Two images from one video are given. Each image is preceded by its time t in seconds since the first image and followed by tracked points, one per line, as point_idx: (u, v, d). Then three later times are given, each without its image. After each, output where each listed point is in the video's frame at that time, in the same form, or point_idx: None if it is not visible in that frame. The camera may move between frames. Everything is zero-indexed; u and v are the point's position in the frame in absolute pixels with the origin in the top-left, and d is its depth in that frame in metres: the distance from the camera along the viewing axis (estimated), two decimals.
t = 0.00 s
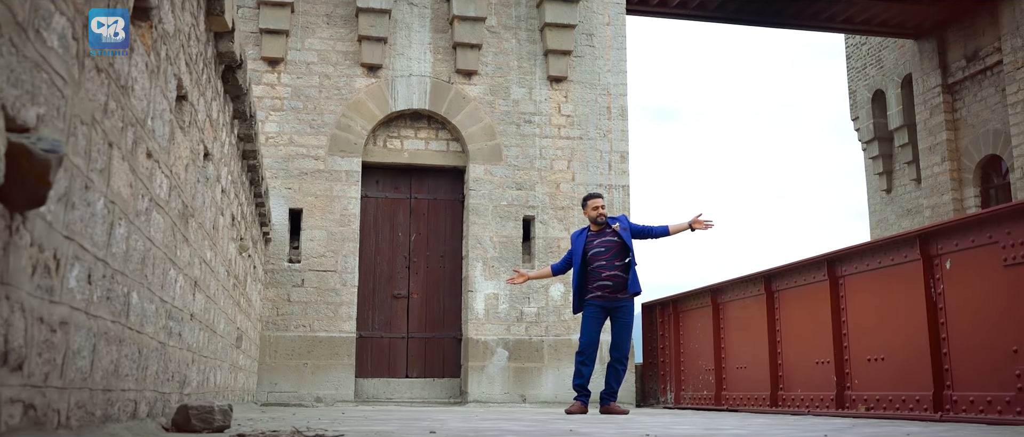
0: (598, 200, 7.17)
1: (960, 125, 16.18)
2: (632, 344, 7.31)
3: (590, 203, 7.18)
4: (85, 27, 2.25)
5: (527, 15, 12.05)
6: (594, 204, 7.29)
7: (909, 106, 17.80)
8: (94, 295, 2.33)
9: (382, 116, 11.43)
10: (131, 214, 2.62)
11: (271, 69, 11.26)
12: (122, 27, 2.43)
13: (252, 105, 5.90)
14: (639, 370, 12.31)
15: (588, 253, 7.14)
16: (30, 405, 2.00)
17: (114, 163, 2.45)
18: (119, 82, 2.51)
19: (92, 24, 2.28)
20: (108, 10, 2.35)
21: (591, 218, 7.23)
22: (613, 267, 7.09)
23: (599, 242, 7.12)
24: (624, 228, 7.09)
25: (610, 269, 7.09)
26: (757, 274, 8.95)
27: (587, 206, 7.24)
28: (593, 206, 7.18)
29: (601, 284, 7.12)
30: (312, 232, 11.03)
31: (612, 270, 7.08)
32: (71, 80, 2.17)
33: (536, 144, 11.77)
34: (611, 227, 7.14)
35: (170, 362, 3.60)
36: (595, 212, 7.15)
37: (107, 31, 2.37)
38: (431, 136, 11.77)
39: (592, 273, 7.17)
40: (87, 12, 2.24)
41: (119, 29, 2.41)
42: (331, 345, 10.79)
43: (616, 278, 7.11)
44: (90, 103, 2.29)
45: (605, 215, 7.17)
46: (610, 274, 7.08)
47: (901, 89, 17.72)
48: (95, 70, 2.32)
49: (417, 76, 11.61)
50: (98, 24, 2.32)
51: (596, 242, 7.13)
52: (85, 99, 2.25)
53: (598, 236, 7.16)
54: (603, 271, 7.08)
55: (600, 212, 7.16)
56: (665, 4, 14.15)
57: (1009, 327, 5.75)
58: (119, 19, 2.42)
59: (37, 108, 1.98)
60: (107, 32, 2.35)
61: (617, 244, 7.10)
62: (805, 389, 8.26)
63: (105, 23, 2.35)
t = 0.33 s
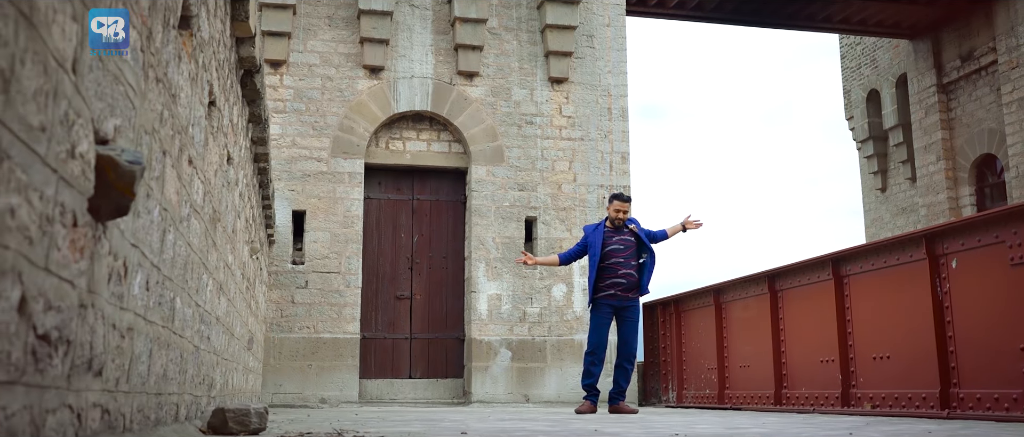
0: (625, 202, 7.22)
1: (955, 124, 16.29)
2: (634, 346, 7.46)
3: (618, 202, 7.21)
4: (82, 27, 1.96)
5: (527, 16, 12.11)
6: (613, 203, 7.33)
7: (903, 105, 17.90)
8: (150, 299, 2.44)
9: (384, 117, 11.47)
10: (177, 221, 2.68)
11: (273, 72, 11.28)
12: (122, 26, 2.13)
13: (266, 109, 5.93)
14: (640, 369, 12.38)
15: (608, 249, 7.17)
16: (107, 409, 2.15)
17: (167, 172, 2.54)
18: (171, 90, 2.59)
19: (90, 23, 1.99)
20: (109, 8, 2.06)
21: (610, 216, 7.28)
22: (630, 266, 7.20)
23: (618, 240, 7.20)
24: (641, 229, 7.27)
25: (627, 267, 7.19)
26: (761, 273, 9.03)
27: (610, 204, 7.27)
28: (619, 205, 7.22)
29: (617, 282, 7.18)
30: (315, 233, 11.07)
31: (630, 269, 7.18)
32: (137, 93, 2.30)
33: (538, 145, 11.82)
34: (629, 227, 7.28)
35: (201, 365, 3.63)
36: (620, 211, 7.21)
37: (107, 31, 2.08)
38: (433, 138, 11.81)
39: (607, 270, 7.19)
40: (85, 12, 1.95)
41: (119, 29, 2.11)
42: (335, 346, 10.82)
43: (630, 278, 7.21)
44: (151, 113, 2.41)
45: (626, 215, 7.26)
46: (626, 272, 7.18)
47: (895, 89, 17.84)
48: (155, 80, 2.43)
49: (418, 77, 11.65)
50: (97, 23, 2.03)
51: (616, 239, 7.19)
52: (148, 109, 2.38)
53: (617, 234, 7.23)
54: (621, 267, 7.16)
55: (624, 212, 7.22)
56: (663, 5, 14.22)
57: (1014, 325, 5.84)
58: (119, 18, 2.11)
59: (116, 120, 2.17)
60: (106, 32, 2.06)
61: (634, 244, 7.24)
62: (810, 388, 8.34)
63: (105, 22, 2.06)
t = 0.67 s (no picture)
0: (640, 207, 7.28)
1: (949, 118, 16.37)
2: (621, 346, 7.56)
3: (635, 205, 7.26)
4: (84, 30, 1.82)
5: (523, 14, 12.13)
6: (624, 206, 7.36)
7: (898, 100, 17.99)
8: (169, 300, 2.47)
9: (381, 115, 11.50)
10: (192, 222, 2.72)
11: (271, 70, 11.30)
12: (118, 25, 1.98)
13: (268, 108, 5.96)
14: (638, 365, 12.43)
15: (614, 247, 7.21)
16: (132, 407, 2.18)
17: (184, 173, 2.57)
18: (187, 93, 2.62)
19: (91, 24, 1.85)
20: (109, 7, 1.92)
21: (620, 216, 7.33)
22: (629, 267, 7.28)
23: (623, 241, 7.27)
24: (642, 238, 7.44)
25: (627, 268, 7.27)
26: (758, 268, 9.08)
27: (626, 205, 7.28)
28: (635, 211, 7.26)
29: (617, 282, 7.23)
30: (314, 232, 11.09)
31: (630, 269, 7.27)
32: (160, 97, 2.34)
33: (535, 142, 11.85)
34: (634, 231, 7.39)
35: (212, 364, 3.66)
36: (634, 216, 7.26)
37: (107, 32, 1.94)
38: (431, 136, 11.84)
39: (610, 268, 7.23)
40: (88, 12, 1.81)
41: (119, 29, 1.97)
42: (334, 345, 10.85)
43: (628, 278, 7.30)
44: (170, 115, 2.44)
45: (636, 219, 7.32)
46: (626, 272, 7.26)
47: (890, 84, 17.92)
48: (174, 83, 2.47)
49: (416, 75, 11.67)
50: (97, 23, 1.89)
51: (621, 239, 7.25)
52: (168, 111, 2.41)
53: (622, 234, 7.30)
54: (623, 268, 7.23)
55: (635, 216, 7.29)
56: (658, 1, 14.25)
57: (1014, 319, 5.89)
58: (119, 18, 1.98)
59: (142, 124, 2.20)
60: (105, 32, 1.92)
61: (635, 247, 7.34)
62: (808, 382, 8.39)
63: (105, 22, 1.92)
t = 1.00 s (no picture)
0: (635, 205, 7.27)
1: (941, 115, 16.38)
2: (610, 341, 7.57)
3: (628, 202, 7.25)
4: (83, 30, 2.04)
5: (514, 13, 12.12)
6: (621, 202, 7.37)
7: (890, 98, 18.01)
8: (143, 302, 2.46)
9: (372, 116, 11.48)
10: (170, 224, 2.71)
11: (261, 71, 11.27)
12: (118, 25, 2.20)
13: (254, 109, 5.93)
14: (631, 363, 12.43)
15: (601, 240, 7.23)
16: (103, 411, 2.18)
17: (159, 175, 2.56)
18: (163, 94, 2.62)
19: (91, 24, 2.06)
20: (109, 9, 2.13)
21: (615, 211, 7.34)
22: (616, 262, 7.28)
23: (612, 236, 7.27)
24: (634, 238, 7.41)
25: (613, 263, 7.27)
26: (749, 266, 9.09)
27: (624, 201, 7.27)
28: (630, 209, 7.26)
29: (601, 276, 7.24)
30: (305, 232, 11.08)
31: (615, 265, 7.26)
32: (130, 96, 2.33)
33: (526, 141, 11.86)
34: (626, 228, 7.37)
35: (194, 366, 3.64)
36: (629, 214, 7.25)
37: (107, 31, 2.15)
38: (422, 135, 11.83)
39: (595, 261, 7.25)
40: (87, 13, 2.03)
41: (118, 29, 2.19)
42: (326, 345, 10.84)
43: (614, 274, 7.30)
44: (142, 117, 2.43)
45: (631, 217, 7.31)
46: (612, 267, 7.26)
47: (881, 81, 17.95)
48: (147, 84, 2.47)
49: (407, 75, 11.66)
50: (98, 23, 2.10)
51: (609, 233, 7.25)
52: (140, 113, 2.41)
53: (612, 229, 7.30)
54: (608, 263, 7.24)
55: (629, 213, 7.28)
56: None
57: (1001, 315, 5.89)
58: (119, 19, 2.19)
59: (110, 125, 2.20)
60: (105, 32, 2.14)
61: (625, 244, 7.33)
62: (799, 380, 8.40)
63: (105, 22, 2.13)
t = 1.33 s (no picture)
0: (615, 203, 7.25)
1: (934, 113, 16.34)
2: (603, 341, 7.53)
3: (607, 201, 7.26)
4: (85, 28, 2.37)
5: (504, 12, 12.10)
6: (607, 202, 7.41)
7: (884, 96, 17.97)
8: (95, 302, 2.45)
9: (362, 115, 11.45)
10: (127, 222, 2.69)
11: (250, 70, 11.25)
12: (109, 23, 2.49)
13: (235, 108, 5.90)
14: (622, 363, 12.41)
15: (578, 240, 7.27)
16: (39, 412, 2.13)
17: (111, 173, 2.55)
18: (115, 92, 2.59)
19: (93, 24, 2.41)
20: (109, 11, 2.48)
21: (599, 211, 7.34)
22: (594, 261, 7.27)
23: (591, 235, 7.28)
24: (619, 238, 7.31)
25: (592, 262, 7.26)
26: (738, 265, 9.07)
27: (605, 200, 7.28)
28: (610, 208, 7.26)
29: (580, 276, 7.27)
30: (295, 232, 11.05)
31: (593, 264, 7.26)
32: (75, 95, 2.30)
33: (517, 140, 11.84)
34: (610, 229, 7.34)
35: (164, 366, 3.62)
36: (609, 212, 7.25)
37: (107, 31, 2.50)
38: (412, 134, 11.80)
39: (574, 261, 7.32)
40: (89, 13, 2.37)
41: (119, 29, 2.55)
42: (316, 345, 10.81)
43: (594, 273, 7.29)
44: (90, 115, 2.40)
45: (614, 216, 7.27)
46: (590, 266, 7.26)
47: (875, 79, 17.91)
48: (95, 82, 2.44)
49: (396, 74, 11.63)
50: (99, 24, 2.45)
51: (587, 232, 7.27)
52: (86, 111, 2.38)
53: (592, 228, 7.31)
54: (584, 262, 7.26)
55: (611, 212, 7.27)
56: None
57: (984, 313, 5.86)
58: (119, 20, 2.56)
59: (45, 123, 2.13)
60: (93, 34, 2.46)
61: (607, 244, 7.28)
62: (787, 379, 8.38)
63: (105, 23, 2.48)
